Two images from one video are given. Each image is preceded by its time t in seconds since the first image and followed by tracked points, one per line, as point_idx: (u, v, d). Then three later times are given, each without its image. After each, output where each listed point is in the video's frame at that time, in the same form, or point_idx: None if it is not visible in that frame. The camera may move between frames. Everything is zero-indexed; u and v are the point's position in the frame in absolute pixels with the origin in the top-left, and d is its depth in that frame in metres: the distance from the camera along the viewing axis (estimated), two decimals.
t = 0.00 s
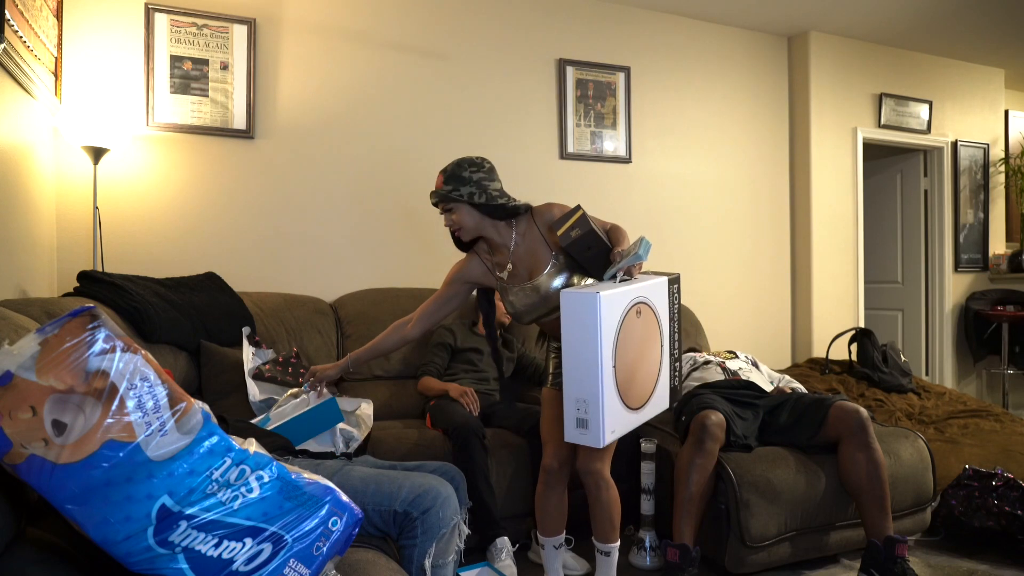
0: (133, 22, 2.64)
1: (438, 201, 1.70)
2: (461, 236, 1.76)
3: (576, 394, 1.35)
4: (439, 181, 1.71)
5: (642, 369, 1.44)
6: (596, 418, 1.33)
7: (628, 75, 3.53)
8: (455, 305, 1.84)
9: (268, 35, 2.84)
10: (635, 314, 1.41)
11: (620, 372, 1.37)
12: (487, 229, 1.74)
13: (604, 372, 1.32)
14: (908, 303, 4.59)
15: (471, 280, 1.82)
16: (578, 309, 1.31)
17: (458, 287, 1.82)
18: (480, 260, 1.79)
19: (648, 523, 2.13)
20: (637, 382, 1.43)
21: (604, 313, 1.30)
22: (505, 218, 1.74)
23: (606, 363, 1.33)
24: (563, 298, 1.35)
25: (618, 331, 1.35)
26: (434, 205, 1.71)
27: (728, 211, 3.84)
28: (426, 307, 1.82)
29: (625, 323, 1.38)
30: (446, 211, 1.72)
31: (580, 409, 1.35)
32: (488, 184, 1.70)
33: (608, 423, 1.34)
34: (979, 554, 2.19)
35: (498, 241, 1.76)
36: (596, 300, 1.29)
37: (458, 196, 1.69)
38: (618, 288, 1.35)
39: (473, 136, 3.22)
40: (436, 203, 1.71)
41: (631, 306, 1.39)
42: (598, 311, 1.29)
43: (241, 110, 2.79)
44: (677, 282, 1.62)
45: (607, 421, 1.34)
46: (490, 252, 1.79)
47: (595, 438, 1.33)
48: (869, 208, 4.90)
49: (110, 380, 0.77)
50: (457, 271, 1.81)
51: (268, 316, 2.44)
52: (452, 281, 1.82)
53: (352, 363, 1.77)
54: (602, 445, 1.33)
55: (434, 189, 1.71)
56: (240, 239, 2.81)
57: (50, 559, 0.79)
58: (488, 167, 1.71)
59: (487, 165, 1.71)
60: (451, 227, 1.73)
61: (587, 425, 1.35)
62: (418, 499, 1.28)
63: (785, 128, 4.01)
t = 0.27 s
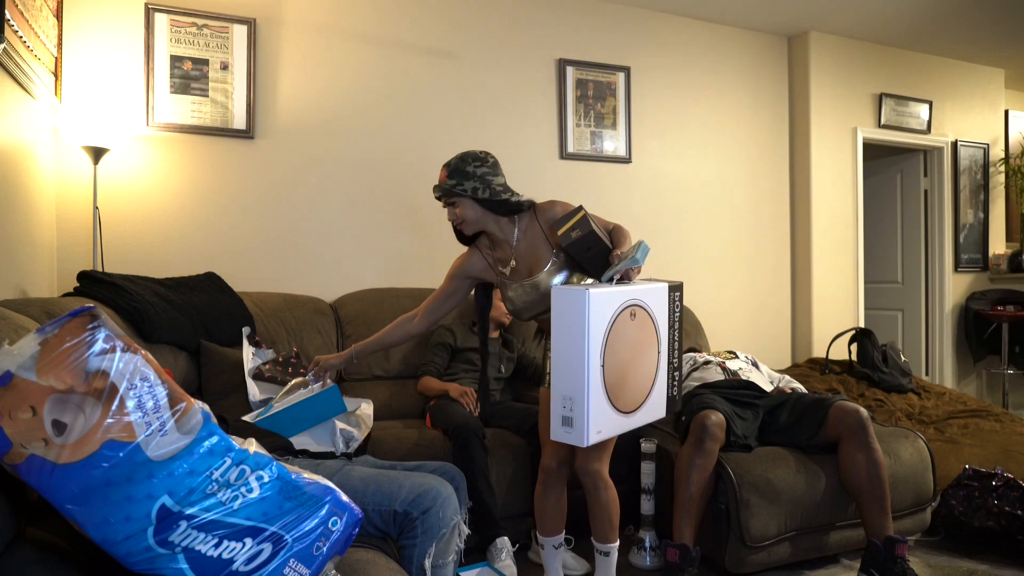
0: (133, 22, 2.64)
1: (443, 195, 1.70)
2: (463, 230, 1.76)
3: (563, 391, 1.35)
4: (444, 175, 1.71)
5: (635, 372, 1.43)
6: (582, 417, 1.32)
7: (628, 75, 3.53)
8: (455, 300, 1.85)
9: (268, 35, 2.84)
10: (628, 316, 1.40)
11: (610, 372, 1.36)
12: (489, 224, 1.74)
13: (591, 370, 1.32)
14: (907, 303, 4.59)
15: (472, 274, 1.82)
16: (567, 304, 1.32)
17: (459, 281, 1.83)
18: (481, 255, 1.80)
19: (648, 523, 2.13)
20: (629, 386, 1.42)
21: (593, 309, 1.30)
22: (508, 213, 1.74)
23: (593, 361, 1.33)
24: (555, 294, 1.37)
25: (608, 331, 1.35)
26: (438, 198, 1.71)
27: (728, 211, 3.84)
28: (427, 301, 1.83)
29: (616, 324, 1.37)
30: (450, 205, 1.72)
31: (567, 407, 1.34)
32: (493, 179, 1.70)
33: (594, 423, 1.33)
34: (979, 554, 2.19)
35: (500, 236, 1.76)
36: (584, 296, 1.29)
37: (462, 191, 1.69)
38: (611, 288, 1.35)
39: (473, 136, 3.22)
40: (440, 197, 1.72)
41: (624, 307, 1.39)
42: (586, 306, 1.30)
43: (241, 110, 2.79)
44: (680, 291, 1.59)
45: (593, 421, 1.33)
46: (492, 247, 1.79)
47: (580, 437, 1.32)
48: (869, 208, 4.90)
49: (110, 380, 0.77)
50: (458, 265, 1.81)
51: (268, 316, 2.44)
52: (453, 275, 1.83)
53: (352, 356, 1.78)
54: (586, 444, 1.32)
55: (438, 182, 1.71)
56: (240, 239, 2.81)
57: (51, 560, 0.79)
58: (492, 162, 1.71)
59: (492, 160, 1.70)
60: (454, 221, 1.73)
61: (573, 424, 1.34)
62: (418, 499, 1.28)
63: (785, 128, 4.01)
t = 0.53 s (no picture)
0: (133, 22, 2.64)
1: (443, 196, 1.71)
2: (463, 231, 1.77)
3: (564, 406, 1.36)
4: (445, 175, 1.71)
5: (636, 380, 1.43)
6: (584, 429, 1.33)
7: (628, 75, 3.53)
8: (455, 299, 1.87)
9: (268, 35, 2.84)
10: (626, 325, 1.40)
11: (609, 382, 1.36)
12: (489, 225, 1.74)
13: (590, 383, 1.33)
14: (907, 303, 4.59)
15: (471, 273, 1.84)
16: (562, 320, 1.33)
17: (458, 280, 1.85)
18: (480, 255, 1.81)
19: (648, 523, 2.13)
20: (631, 394, 1.42)
21: (587, 322, 1.31)
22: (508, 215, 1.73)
23: (592, 373, 1.33)
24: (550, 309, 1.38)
25: (605, 341, 1.35)
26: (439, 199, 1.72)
27: (727, 211, 3.84)
28: (425, 297, 1.85)
29: (613, 335, 1.37)
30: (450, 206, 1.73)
31: (569, 421, 1.35)
32: (493, 180, 1.69)
33: (597, 435, 1.34)
34: (979, 555, 2.18)
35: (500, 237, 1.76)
36: (577, 310, 1.30)
37: (462, 192, 1.69)
38: (605, 299, 1.35)
39: (473, 136, 3.22)
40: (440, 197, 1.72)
41: (621, 316, 1.39)
42: (580, 320, 1.30)
43: (241, 111, 2.79)
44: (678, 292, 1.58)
45: (595, 433, 1.33)
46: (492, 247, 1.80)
47: (583, 450, 1.33)
48: (869, 208, 4.90)
49: (110, 380, 0.77)
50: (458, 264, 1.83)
51: (268, 317, 2.44)
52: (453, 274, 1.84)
53: (349, 347, 1.77)
54: (590, 457, 1.33)
55: (440, 183, 1.72)
56: (240, 239, 2.81)
57: (51, 560, 0.79)
58: (493, 163, 1.70)
59: (493, 161, 1.69)
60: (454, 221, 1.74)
61: (576, 438, 1.35)
62: (417, 499, 1.28)
63: (784, 128, 4.01)
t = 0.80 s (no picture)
0: (133, 22, 2.64)
1: (443, 196, 1.71)
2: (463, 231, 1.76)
3: (565, 412, 1.35)
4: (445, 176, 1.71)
5: (636, 383, 1.43)
6: (584, 434, 1.32)
7: (628, 75, 3.53)
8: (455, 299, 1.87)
9: (268, 35, 2.84)
10: (626, 329, 1.40)
11: (609, 387, 1.36)
12: (489, 226, 1.74)
13: (590, 390, 1.32)
14: (907, 303, 4.59)
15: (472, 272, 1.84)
16: (562, 328, 1.31)
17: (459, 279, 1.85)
18: (481, 254, 1.81)
19: (648, 523, 2.12)
20: (631, 397, 1.42)
21: (588, 331, 1.29)
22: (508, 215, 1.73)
23: (592, 380, 1.32)
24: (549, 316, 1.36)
25: (605, 347, 1.34)
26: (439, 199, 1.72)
27: (728, 211, 3.84)
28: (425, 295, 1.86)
29: (613, 340, 1.36)
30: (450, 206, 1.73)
31: (569, 427, 1.35)
32: (493, 180, 1.68)
33: (598, 440, 1.34)
34: (979, 555, 2.18)
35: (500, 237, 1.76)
36: (577, 319, 1.28)
37: (462, 193, 1.68)
38: (605, 306, 1.34)
39: (473, 136, 3.22)
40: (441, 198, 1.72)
41: (621, 321, 1.38)
42: (580, 329, 1.28)
43: (241, 111, 2.79)
44: (679, 292, 1.58)
45: (596, 438, 1.33)
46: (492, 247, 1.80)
47: (584, 456, 1.33)
48: (869, 208, 4.90)
49: (111, 380, 0.77)
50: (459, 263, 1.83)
51: (268, 316, 2.45)
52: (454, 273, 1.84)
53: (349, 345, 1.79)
54: (591, 462, 1.33)
55: (440, 183, 1.72)
56: (240, 239, 2.81)
57: (50, 560, 0.79)
58: (493, 163, 1.69)
59: (492, 161, 1.68)
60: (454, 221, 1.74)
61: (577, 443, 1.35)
62: (418, 499, 1.28)
63: (785, 128, 4.01)
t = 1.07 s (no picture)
0: (133, 22, 2.64)
1: (449, 188, 1.70)
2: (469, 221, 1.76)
3: (563, 403, 1.35)
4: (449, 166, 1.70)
5: (634, 380, 1.42)
6: (581, 426, 1.33)
7: (628, 75, 3.53)
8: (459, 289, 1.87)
9: (268, 35, 2.84)
10: (627, 325, 1.40)
11: (608, 382, 1.36)
12: (494, 217, 1.74)
13: (589, 382, 1.32)
14: (907, 304, 4.59)
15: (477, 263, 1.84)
16: (564, 318, 1.32)
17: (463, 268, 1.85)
18: (485, 245, 1.81)
19: (648, 523, 2.12)
20: (628, 393, 1.42)
21: (590, 324, 1.30)
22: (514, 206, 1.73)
23: (592, 373, 1.33)
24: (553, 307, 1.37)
25: (606, 342, 1.35)
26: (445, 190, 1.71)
27: (727, 211, 3.84)
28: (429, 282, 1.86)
29: (615, 335, 1.37)
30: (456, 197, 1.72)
31: (566, 418, 1.35)
32: (498, 172, 1.68)
33: (594, 433, 1.34)
34: (979, 555, 2.18)
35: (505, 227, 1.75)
36: (581, 311, 1.29)
37: (468, 183, 1.67)
38: (609, 299, 1.34)
39: (473, 136, 3.22)
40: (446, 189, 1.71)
41: (623, 317, 1.38)
42: (582, 321, 1.29)
43: (241, 111, 2.79)
44: (682, 292, 1.58)
45: (591, 431, 1.33)
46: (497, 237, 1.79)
47: (579, 448, 1.33)
48: (869, 208, 4.90)
49: (110, 380, 0.77)
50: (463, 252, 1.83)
51: (268, 316, 2.45)
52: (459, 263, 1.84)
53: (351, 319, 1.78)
54: (585, 455, 1.33)
55: (446, 175, 1.71)
56: (240, 239, 2.81)
57: (51, 560, 0.79)
58: (497, 154, 1.68)
59: (498, 153, 1.67)
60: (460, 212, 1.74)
61: (572, 435, 1.35)
62: (418, 499, 1.28)
63: (785, 127, 4.01)
